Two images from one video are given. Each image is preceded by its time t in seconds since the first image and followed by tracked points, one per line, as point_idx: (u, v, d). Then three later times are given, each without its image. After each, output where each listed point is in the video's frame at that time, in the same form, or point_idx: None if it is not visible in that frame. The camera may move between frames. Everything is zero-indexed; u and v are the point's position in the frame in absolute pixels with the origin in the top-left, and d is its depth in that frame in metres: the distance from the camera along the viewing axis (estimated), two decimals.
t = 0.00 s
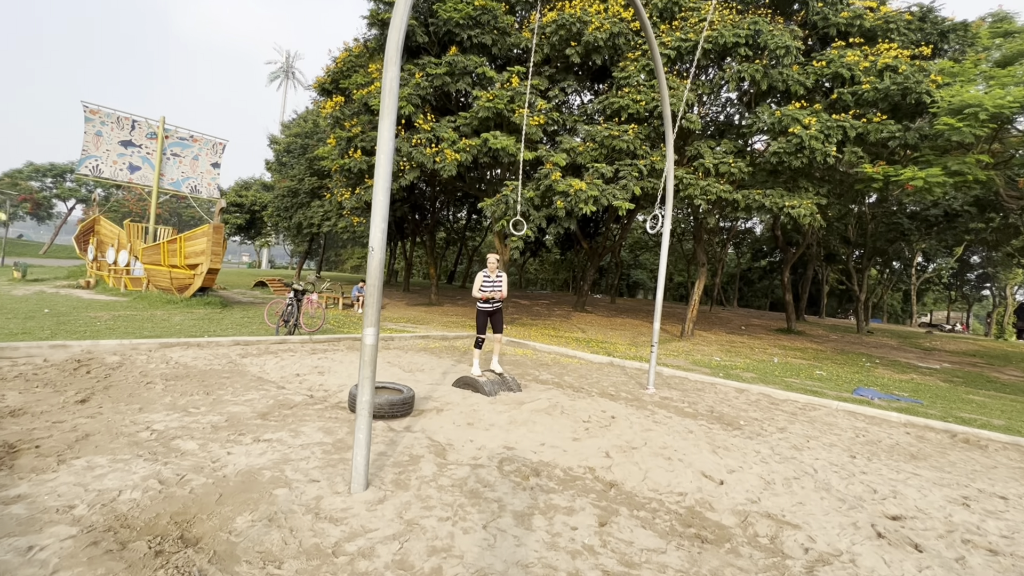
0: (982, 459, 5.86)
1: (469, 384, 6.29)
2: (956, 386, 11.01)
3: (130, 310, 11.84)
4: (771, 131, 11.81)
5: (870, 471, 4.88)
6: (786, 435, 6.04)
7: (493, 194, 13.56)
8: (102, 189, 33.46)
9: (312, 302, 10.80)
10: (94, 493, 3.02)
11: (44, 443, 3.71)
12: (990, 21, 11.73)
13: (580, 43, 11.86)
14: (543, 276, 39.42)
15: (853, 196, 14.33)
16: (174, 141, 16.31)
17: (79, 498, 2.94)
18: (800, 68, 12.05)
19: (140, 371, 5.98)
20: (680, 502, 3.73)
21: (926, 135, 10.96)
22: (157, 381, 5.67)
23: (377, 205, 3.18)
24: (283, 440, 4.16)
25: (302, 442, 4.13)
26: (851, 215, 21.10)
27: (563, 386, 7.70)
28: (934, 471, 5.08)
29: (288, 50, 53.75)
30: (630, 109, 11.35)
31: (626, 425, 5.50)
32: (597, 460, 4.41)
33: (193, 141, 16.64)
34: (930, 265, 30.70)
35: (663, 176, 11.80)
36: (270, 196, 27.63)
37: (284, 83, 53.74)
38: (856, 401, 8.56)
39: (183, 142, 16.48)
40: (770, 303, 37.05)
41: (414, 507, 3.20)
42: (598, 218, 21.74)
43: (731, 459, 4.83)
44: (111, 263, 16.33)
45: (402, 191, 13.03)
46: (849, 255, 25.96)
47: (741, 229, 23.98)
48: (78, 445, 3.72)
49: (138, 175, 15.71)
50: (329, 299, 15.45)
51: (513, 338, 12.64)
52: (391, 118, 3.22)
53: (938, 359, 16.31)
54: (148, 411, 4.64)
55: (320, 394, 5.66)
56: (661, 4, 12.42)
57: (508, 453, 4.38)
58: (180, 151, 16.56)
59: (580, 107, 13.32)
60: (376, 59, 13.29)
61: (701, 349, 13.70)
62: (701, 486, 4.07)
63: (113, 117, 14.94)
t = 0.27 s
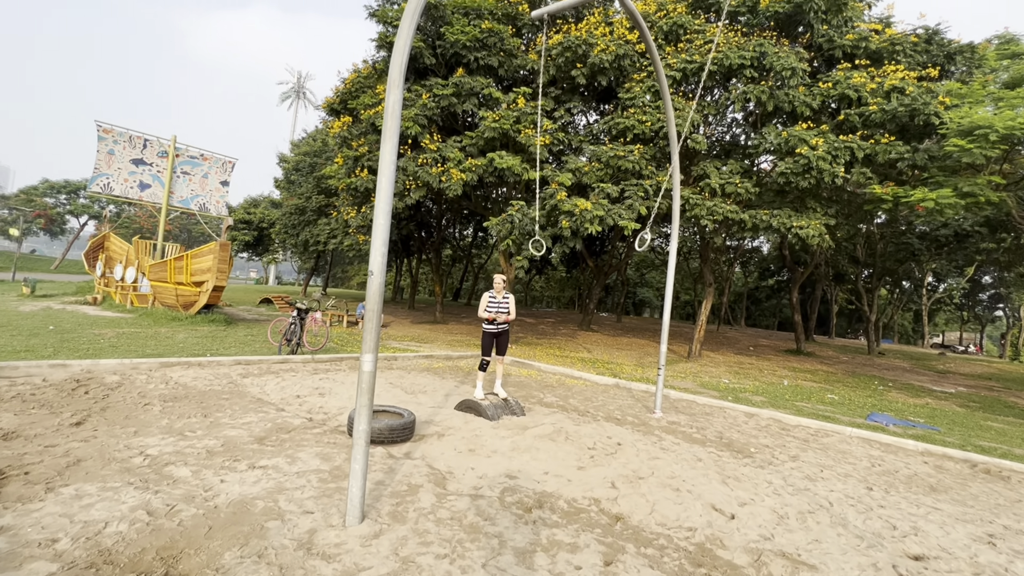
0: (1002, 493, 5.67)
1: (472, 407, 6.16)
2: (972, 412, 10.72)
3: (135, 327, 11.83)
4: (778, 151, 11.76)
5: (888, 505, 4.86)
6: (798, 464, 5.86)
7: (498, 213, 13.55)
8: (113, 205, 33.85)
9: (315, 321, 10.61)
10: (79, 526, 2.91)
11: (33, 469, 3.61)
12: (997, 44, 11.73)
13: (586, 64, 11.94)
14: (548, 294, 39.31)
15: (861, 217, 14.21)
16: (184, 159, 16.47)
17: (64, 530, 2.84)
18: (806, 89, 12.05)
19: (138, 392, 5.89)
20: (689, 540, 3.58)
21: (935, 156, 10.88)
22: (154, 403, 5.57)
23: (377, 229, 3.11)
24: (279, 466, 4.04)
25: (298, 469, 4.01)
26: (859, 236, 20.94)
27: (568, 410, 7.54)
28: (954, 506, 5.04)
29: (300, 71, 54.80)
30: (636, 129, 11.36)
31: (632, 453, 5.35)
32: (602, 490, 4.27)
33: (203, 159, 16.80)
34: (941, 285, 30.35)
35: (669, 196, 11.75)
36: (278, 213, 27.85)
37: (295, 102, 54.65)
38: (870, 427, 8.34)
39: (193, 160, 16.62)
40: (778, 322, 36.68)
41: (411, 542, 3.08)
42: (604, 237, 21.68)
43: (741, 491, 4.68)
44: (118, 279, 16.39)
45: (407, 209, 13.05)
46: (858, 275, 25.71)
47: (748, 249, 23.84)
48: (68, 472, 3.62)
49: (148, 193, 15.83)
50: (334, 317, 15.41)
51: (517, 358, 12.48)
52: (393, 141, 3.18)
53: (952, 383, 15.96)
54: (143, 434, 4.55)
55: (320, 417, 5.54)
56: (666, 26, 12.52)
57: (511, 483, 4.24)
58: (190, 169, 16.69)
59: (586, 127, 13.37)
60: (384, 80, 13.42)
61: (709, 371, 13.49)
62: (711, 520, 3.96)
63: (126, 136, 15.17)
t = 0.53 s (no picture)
0: (1003, 503, 5.63)
1: (468, 420, 6.06)
2: (969, 420, 10.71)
3: (125, 340, 11.65)
4: (771, 161, 11.82)
5: (890, 516, 4.79)
6: (798, 475, 5.79)
7: (493, 223, 13.52)
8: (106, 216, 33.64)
9: (309, 331, 10.33)
10: (58, 551, 2.80)
11: (12, 491, 3.48)
12: (983, 54, 11.89)
13: (580, 75, 11.98)
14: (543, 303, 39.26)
15: (854, 225, 14.30)
16: (176, 170, 16.34)
17: (43, 556, 2.72)
18: (798, 99, 12.14)
19: (125, 408, 5.75)
20: (691, 556, 3.50)
21: (927, 164, 10.98)
22: (142, 418, 5.43)
23: (370, 240, 3.03)
24: (269, 484, 3.92)
25: (289, 487, 3.90)
26: (852, 244, 21.08)
27: (565, 421, 7.45)
28: (957, 516, 4.99)
29: (294, 82, 54.90)
30: (630, 139, 11.38)
31: (631, 466, 5.26)
32: (602, 505, 4.18)
33: (197, 170, 16.66)
34: (932, 292, 30.57)
35: (663, 205, 11.77)
36: (271, 224, 27.71)
37: (289, 113, 54.73)
38: (868, 436, 8.29)
39: (186, 171, 16.49)
40: (772, 330, 36.78)
41: (406, 563, 2.98)
42: (599, 246, 21.69)
43: (743, 504, 4.61)
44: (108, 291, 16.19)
45: (402, 220, 12.99)
46: (851, 282, 25.84)
47: (742, 257, 23.91)
48: (50, 493, 3.49)
49: (140, 204, 15.63)
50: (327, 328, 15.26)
51: (513, 369, 12.39)
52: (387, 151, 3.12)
53: (947, 390, 15.98)
54: (129, 452, 4.42)
55: (313, 431, 5.43)
56: (659, 37, 12.61)
57: (508, 499, 4.14)
58: (183, 180, 16.55)
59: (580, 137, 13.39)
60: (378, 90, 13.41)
61: (706, 380, 13.43)
62: (713, 535, 3.89)
63: (117, 146, 15.06)
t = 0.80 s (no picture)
0: (1004, 501, 5.62)
1: (466, 425, 6.01)
2: (966, 419, 10.73)
3: (118, 348, 11.52)
4: (765, 162, 11.85)
5: (892, 516, 4.76)
6: (799, 477, 5.77)
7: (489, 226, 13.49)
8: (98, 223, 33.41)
9: (305, 338, 10.51)
10: (49, 566, 2.73)
11: (2, 504, 3.41)
12: (974, 55, 11.99)
13: (574, 78, 12.00)
14: (539, 306, 39.24)
15: (848, 225, 14.36)
16: (170, 177, 16.22)
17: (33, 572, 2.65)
18: (791, 101, 12.18)
19: (119, 417, 5.66)
20: (694, 562, 3.47)
21: (919, 164, 11.04)
22: (136, 428, 5.35)
23: (368, 244, 2.99)
24: (266, 493, 3.85)
25: (287, 495, 3.84)
26: (846, 244, 21.18)
27: (564, 425, 7.40)
28: (959, 516, 4.98)
29: (288, 88, 54.81)
30: (625, 142, 11.39)
31: (632, 469, 5.22)
32: (603, 510, 4.14)
33: (190, 176, 16.56)
34: (926, 291, 30.74)
35: (659, 207, 11.78)
36: (266, 230, 27.59)
37: (283, 119, 54.63)
38: (867, 436, 8.28)
39: (179, 177, 16.36)
40: (768, 330, 36.88)
41: (406, 573, 2.93)
42: (595, 248, 21.70)
43: (745, 506, 4.57)
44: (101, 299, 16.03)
45: (397, 224, 12.94)
46: (846, 282, 25.95)
47: (736, 258, 23.98)
48: (41, 506, 3.42)
49: (133, 211, 15.54)
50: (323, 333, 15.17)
51: (510, 372, 12.34)
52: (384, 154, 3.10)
53: (943, 389, 16.04)
54: (123, 462, 4.34)
55: (309, 439, 5.35)
56: (652, 40, 12.65)
57: (509, 504, 4.10)
58: (176, 187, 16.45)
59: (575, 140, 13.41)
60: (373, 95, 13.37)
61: (704, 382, 13.42)
62: (716, 539, 3.86)
63: (110, 153, 14.94)
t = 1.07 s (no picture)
0: (1012, 497, 5.59)
1: (470, 426, 6.01)
2: (973, 415, 10.67)
3: (123, 353, 11.56)
4: (767, 159, 11.82)
5: (899, 514, 4.74)
6: (806, 475, 5.74)
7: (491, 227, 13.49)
8: (102, 229, 33.53)
9: (308, 341, 10.44)
10: (57, 570, 2.74)
11: (9, 509, 3.42)
12: (976, 49, 11.94)
13: (574, 78, 11.99)
14: (542, 307, 39.24)
15: (851, 222, 14.31)
16: (172, 182, 16.26)
17: None
18: (792, 98, 12.15)
19: (124, 422, 5.68)
20: (700, 560, 3.46)
21: (922, 160, 11.00)
22: (141, 432, 5.36)
23: (370, 246, 2.99)
24: (272, 495, 3.86)
25: (293, 498, 3.84)
26: (849, 241, 21.12)
27: (568, 425, 7.39)
28: (967, 512, 4.95)
29: (289, 92, 54.98)
30: (625, 141, 11.38)
31: (636, 468, 5.21)
32: (609, 509, 4.13)
33: (192, 181, 16.59)
34: (930, 287, 30.60)
35: (661, 206, 11.77)
36: (268, 234, 27.65)
37: (284, 123, 54.79)
38: (873, 433, 8.25)
39: (182, 182, 16.40)
40: (771, 328, 36.78)
41: (412, 574, 2.92)
42: (597, 248, 21.68)
43: (751, 505, 4.56)
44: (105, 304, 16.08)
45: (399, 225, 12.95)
46: (849, 279, 25.86)
47: (739, 256, 23.93)
48: (48, 510, 3.42)
49: (136, 216, 15.58)
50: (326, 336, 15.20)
51: (514, 373, 12.33)
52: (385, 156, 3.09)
53: (949, 385, 15.96)
54: (128, 466, 4.35)
55: (314, 441, 5.36)
56: (652, 39, 12.63)
57: (514, 504, 4.09)
58: (179, 192, 16.49)
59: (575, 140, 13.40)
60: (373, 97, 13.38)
61: (708, 380, 13.38)
62: (723, 537, 3.84)
63: (113, 159, 14.99)
